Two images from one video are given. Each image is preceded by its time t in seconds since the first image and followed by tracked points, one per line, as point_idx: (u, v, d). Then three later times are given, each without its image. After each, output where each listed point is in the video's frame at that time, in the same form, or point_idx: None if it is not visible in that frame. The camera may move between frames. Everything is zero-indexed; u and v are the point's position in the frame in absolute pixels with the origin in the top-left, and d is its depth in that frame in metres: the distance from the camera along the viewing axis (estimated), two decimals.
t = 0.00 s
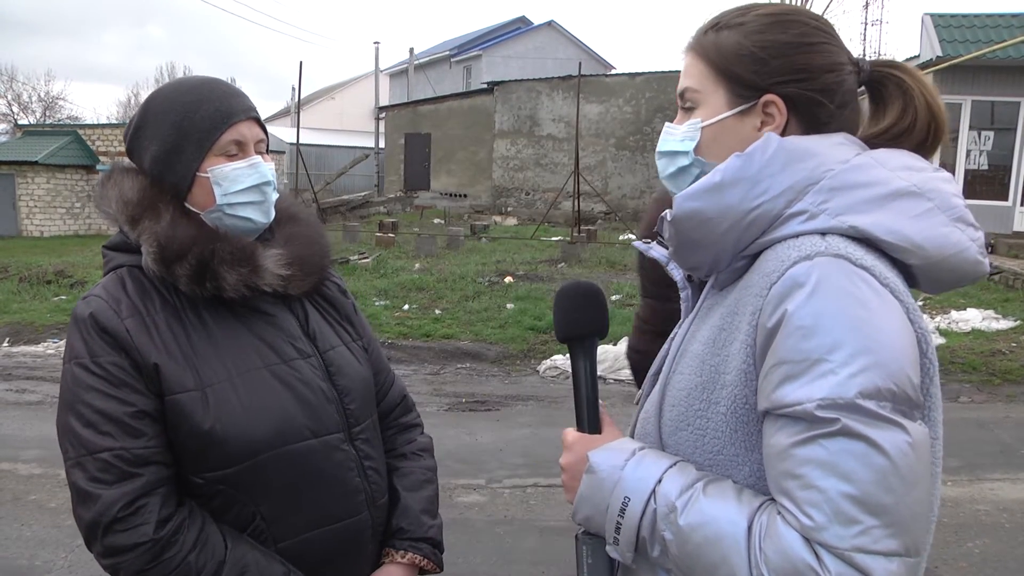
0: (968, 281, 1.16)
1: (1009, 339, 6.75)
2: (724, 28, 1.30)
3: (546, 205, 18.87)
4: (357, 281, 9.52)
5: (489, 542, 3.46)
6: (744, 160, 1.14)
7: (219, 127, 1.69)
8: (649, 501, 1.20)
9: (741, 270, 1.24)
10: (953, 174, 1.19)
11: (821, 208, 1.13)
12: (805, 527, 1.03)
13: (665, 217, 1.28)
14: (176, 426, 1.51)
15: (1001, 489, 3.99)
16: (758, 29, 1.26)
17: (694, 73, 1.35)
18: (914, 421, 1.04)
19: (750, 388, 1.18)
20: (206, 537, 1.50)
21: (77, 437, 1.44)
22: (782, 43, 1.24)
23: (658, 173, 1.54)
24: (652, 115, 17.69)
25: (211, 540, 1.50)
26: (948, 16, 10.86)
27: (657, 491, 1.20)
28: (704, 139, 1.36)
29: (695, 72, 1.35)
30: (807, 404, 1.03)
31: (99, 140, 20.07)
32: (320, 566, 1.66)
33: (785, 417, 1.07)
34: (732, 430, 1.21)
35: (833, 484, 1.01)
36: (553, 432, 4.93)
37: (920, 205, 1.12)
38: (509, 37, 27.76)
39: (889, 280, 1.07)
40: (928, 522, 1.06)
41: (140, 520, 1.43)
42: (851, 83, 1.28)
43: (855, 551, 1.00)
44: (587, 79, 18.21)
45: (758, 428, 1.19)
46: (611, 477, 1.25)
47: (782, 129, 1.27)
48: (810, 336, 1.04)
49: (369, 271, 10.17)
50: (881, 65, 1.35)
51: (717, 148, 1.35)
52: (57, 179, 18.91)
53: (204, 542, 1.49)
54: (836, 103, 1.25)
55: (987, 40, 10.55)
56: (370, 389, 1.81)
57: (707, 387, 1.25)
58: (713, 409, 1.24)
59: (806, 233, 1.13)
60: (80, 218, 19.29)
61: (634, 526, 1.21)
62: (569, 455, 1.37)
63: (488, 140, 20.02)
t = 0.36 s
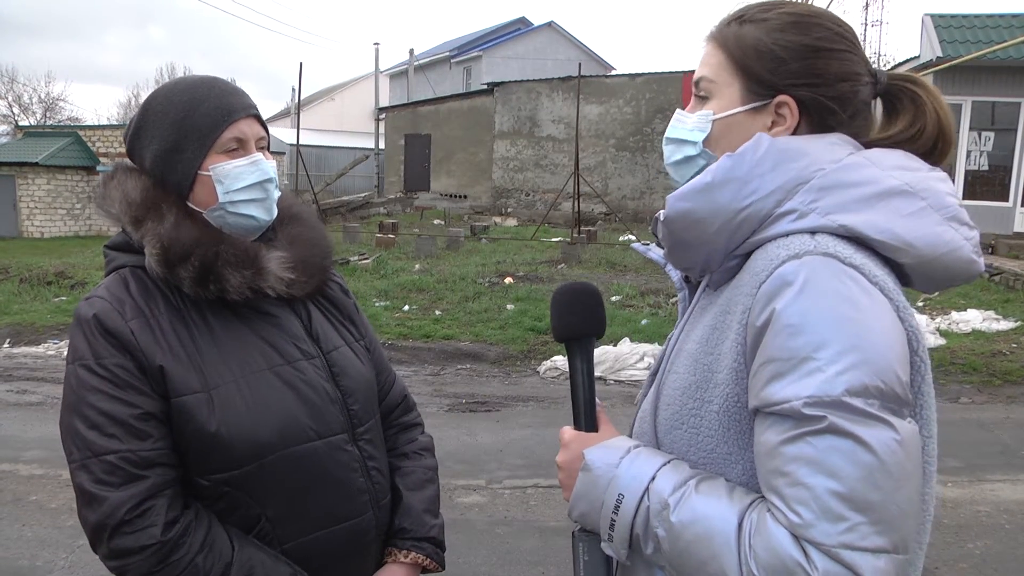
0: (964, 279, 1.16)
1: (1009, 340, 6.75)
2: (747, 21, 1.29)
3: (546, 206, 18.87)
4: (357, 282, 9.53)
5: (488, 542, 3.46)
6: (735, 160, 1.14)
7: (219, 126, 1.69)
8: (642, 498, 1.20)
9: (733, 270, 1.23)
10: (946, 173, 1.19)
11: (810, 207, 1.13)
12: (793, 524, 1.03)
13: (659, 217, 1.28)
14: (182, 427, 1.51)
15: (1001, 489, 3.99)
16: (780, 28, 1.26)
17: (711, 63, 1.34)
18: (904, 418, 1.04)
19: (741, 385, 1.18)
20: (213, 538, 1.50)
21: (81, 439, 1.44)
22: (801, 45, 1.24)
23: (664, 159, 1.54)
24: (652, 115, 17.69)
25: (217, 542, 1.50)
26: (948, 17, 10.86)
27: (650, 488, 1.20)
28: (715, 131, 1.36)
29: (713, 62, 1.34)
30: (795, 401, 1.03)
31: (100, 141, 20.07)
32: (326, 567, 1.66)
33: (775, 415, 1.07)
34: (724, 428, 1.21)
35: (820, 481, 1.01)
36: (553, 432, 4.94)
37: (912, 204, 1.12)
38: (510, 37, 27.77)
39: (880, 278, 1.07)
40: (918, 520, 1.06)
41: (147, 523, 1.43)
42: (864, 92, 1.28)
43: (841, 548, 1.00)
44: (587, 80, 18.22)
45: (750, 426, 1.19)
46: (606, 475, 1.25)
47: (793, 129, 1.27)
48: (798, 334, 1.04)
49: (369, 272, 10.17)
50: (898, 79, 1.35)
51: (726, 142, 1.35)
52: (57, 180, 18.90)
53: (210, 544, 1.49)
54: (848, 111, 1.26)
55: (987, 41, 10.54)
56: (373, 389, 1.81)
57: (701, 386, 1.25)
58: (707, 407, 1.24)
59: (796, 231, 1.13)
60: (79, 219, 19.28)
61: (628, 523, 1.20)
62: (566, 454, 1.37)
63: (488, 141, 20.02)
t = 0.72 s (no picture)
0: (973, 281, 1.15)
1: (1011, 340, 6.75)
2: (733, 30, 1.29)
3: (547, 206, 18.87)
4: (358, 282, 9.53)
5: (489, 542, 3.46)
6: (751, 159, 1.14)
7: (226, 125, 1.69)
8: (652, 495, 1.20)
9: (745, 268, 1.23)
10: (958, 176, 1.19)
11: (826, 207, 1.13)
12: (807, 523, 1.03)
13: (671, 215, 1.28)
14: (185, 426, 1.51)
15: (1002, 490, 3.98)
16: (767, 32, 1.26)
17: (703, 74, 1.35)
18: (916, 419, 1.04)
19: (753, 384, 1.18)
20: (214, 538, 1.50)
21: (84, 436, 1.44)
22: (793, 45, 1.25)
23: (668, 174, 1.54)
24: (653, 115, 17.68)
25: (219, 541, 1.50)
26: (949, 17, 10.85)
27: (660, 485, 1.20)
28: (717, 141, 1.35)
29: (705, 74, 1.34)
30: (810, 401, 1.02)
31: (101, 141, 20.09)
32: (326, 567, 1.66)
33: (788, 414, 1.07)
34: (734, 426, 1.21)
35: (835, 480, 1.01)
36: (555, 432, 4.94)
37: (925, 207, 1.12)
38: (510, 38, 27.79)
39: (894, 280, 1.07)
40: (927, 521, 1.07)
41: (149, 521, 1.43)
42: (857, 84, 1.28)
43: (855, 547, 1.00)
44: (588, 80, 18.22)
45: (760, 424, 1.19)
46: (615, 471, 1.25)
47: (793, 129, 1.26)
48: (814, 333, 1.04)
49: (370, 272, 10.18)
50: (887, 67, 1.35)
51: (728, 149, 1.35)
52: (58, 180, 18.91)
53: (212, 544, 1.49)
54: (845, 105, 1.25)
55: (989, 41, 10.54)
56: (377, 390, 1.81)
57: (711, 384, 1.25)
58: (717, 405, 1.24)
59: (811, 232, 1.13)
60: (81, 219, 19.30)
61: (637, 520, 1.20)
62: (571, 450, 1.37)
63: (489, 141, 20.03)
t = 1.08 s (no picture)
0: (977, 282, 1.15)
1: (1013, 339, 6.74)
2: (753, 23, 1.29)
3: (548, 205, 18.86)
4: (359, 280, 9.53)
5: (489, 541, 3.46)
6: (753, 156, 1.14)
7: (232, 124, 1.69)
8: (649, 491, 1.20)
9: (746, 266, 1.23)
10: (959, 176, 1.18)
11: (826, 206, 1.13)
12: (803, 523, 1.03)
13: (674, 211, 1.28)
14: (189, 422, 1.51)
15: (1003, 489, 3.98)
16: (786, 27, 1.25)
17: (719, 65, 1.35)
18: (914, 420, 1.04)
19: (750, 381, 1.18)
20: (216, 534, 1.49)
21: (88, 431, 1.44)
22: (807, 43, 1.24)
23: (674, 164, 1.52)
24: (654, 114, 17.66)
25: (220, 538, 1.50)
26: (951, 16, 10.81)
27: (657, 480, 1.20)
28: (724, 131, 1.35)
29: (721, 64, 1.34)
30: (808, 401, 1.02)
31: (102, 139, 20.11)
32: (329, 564, 1.66)
33: (786, 413, 1.06)
34: (731, 423, 1.21)
35: (831, 480, 1.00)
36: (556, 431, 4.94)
37: (927, 207, 1.11)
38: (512, 36, 27.76)
39: (894, 280, 1.07)
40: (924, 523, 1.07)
41: (151, 516, 1.43)
42: (872, 88, 1.27)
43: (851, 548, 1.00)
44: (589, 78, 18.20)
45: (757, 421, 1.19)
46: (612, 465, 1.25)
47: (802, 127, 1.27)
48: (813, 334, 1.03)
49: (371, 270, 10.18)
50: (908, 75, 1.34)
51: (735, 143, 1.35)
52: (59, 178, 18.90)
53: (213, 540, 1.49)
54: (854, 104, 1.25)
55: (990, 40, 10.52)
56: (381, 389, 1.81)
57: (710, 379, 1.24)
58: (714, 401, 1.24)
59: (812, 230, 1.12)
60: (82, 217, 19.32)
61: (633, 515, 1.20)
62: (568, 442, 1.36)
63: (490, 139, 20.01)
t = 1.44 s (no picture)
0: (980, 282, 1.15)
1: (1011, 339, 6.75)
2: (745, 22, 1.29)
3: (547, 203, 18.85)
4: (358, 279, 9.52)
5: (488, 540, 3.45)
6: (755, 156, 1.13)
7: (233, 121, 1.68)
8: (651, 493, 1.20)
9: (747, 266, 1.23)
10: (963, 176, 1.18)
11: (828, 207, 1.13)
12: (808, 526, 1.02)
13: (675, 211, 1.27)
14: (190, 421, 1.50)
15: (1002, 487, 3.98)
16: (780, 25, 1.25)
17: (713, 66, 1.34)
18: (917, 422, 1.04)
19: (752, 383, 1.18)
20: (217, 534, 1.49)
21: (88, 430, 1.43)
22: (802, 39, 1.24)
23: (673, 165, 1.53)
24: (654, 113, 17.66)
25: (222, 537, 1.49)
26: (949, 15, 10.82)
27: (659, 482, 1.20)
28: (720, 129, 1.34)
29: (714, 65, 1.34)
30: (812, 403, 1.02)
31: (100, 137, 20.08)
32: (329, 564, 1.65)
33: (789, 416, 1.06)
34: (732, 424, 1.21)
35: (836, 483, 1.00)
36: (554, 430, 4.93)
37: (932, 208, 1.11)
38: (510, 35, 27.75)
39: (898, 282, 1.07)
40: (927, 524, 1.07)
41: (152, 515, 1.43)
42: (867, 81, 1.27)
43: (857, 551, 1.00)
44: (588, 77, 18.20)
45: (759, 423, 1.19)
46: (614, 468, 1.24)
47: (798, 123, 1.26)
48: (817, 335, 1.03)
49: (370, 269, 10.18)
50: (902, 71, 1.34)
51: (732, 142, 1.34)
52: (57, 176, 18.85)
53: (214, 540, 1.48)
54: (850, 99, 1.24)
55: (988, 40, 10.54)
56: (382, 388, 1.81)
57: (710, 380, 1.24)
58: (715, 402, 1.23)
59: (814, 231, 1.12)
60: (80, 215, 19.29)
61: (635, 517, 1.20)
62: (569, 444, 1.37)
63: (489, 138, 20.01)
